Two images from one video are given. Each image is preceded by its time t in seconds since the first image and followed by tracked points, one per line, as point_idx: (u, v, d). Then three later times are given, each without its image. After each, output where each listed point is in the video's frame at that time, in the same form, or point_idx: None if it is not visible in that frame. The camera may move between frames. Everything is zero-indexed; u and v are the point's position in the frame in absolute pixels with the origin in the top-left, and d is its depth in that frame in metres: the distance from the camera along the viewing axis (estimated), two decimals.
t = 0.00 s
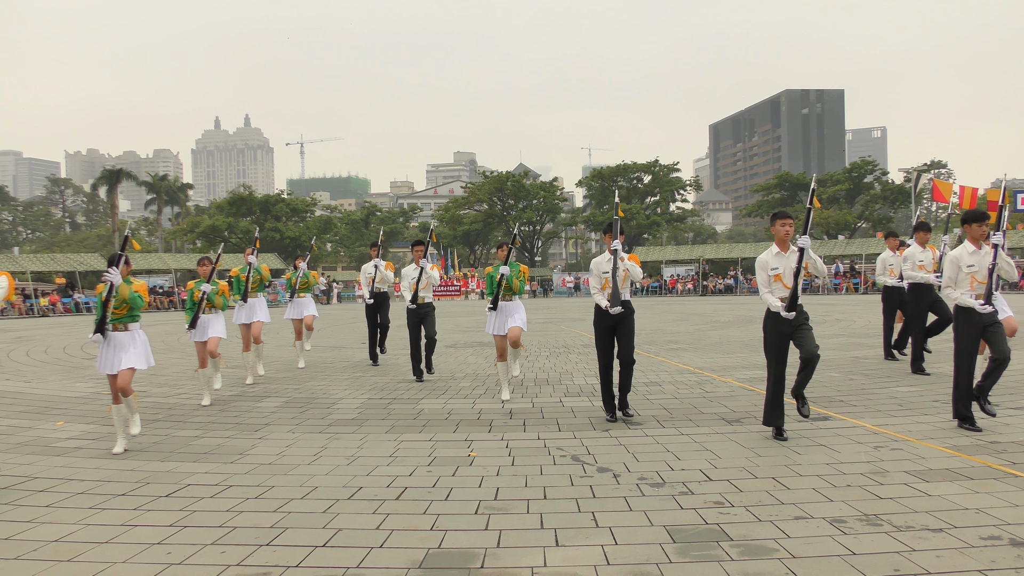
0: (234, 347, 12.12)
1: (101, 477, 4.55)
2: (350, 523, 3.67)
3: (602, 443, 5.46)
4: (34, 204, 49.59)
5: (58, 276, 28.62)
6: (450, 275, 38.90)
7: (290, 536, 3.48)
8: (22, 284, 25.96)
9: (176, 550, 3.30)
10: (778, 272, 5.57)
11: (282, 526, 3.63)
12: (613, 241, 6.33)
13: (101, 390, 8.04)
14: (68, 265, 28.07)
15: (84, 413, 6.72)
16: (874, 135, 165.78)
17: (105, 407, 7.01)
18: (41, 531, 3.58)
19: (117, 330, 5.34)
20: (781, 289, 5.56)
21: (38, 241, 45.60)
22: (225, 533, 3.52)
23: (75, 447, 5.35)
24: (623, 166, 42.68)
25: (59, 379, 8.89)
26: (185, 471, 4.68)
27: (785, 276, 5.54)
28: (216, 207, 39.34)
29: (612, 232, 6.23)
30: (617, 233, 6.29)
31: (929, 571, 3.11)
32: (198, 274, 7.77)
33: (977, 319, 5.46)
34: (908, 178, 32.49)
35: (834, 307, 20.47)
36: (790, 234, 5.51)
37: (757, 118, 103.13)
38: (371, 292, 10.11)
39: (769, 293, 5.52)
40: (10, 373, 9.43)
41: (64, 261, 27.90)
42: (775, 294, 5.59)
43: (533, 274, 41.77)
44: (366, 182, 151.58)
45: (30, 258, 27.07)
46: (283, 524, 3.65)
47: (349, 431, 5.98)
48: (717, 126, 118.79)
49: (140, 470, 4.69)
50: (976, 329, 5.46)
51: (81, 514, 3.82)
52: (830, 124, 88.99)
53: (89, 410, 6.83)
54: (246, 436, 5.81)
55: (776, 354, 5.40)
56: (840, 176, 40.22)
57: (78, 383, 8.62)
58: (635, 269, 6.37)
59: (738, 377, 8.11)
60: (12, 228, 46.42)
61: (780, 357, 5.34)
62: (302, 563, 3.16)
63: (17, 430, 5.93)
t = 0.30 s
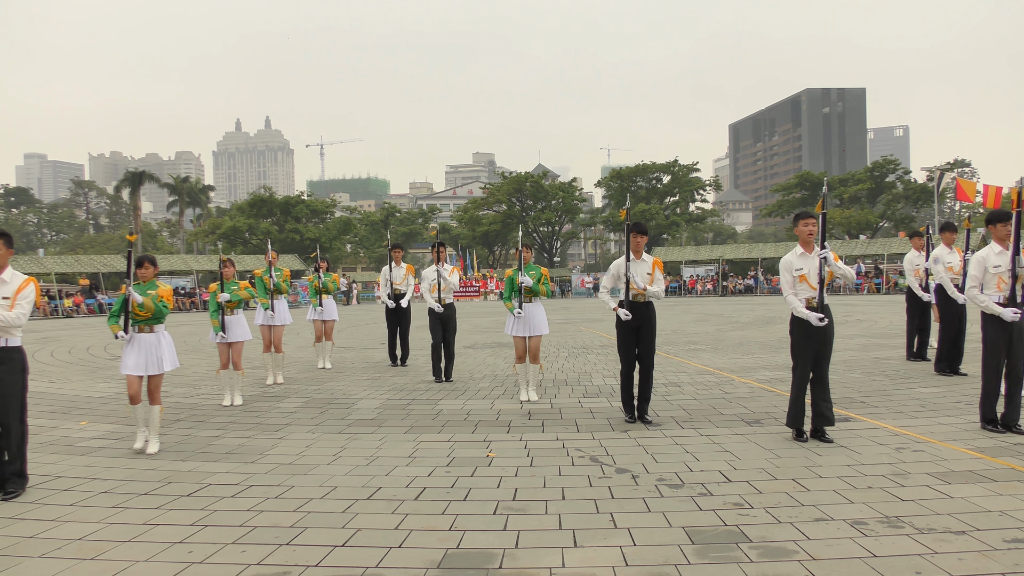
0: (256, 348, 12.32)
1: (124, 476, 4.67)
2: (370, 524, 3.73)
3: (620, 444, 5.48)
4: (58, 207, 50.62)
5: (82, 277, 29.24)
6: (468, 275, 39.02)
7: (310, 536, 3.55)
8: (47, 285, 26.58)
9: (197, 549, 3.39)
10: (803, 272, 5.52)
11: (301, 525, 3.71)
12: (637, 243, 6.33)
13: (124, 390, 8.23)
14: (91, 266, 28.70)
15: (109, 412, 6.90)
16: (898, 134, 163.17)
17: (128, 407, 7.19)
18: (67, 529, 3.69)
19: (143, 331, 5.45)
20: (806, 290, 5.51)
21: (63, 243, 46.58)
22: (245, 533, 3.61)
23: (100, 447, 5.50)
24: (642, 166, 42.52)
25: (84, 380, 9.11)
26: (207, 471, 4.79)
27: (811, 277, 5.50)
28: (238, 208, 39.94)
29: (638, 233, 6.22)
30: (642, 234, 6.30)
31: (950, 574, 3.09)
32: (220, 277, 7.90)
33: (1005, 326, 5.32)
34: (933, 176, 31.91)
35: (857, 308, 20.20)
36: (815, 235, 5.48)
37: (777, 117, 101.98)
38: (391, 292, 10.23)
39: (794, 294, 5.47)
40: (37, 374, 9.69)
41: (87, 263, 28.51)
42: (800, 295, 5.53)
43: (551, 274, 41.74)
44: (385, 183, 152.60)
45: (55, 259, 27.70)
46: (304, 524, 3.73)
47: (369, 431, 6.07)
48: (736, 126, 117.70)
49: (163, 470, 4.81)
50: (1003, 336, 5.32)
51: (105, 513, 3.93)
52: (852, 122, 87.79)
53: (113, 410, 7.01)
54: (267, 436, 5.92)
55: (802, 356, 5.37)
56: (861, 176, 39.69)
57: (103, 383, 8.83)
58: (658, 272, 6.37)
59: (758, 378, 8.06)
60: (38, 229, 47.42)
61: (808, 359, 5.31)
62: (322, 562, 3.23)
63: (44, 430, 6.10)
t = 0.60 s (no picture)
0: (275, 348, 12.50)
1: (144, 474, 4.79)
2: (387, 523, 3.79)
3: (637, 444, 5.49)
4: (81, 208, 51.60)
5: (104, 277, 29.82)
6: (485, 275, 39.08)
7: (328, 535, 3.62)
8: (70, 285, 27.16)
9: (216, 547, 3.47)
10: (826, 273, 5.50)
11: (319, 524, 3.78)
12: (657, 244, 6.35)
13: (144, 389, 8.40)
14: (112, 266, 29.36)
15: (130, 411, 7.05)
16: (921, 130, 160.50)
17: (149, 406, 7.34)
18: (89, 527, 3.79)
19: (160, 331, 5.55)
20: (826, 291, 5.52)
21: (85, 243, 47.46)
22: (263, 531, 3.68)
23: (121, 445, 5.63)
24: (660, 165, 42.29)
25: (105, 379, 9.31)
26: (226, 470, 4.89)
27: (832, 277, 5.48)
28: (257, 209, 40.42)
29: (659, 232, 6.23)
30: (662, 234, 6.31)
31: None
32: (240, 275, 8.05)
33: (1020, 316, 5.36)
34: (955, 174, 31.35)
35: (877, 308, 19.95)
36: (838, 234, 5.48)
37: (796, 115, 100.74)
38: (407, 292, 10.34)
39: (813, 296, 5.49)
40: (60, 373, 9.92)
41: (109, 263, 29.14)
42: (819, 296, 5.55)
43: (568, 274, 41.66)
44: (402, 183, 153.40)
45: (77, 260, 28.35)
46: (321, 523, 3.79)
47: (387, 430, 6.15)
48: (754, 124, 116.54)
49: (183, 469, 4.92)
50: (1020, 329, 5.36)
51: (126, 510, 4.03)
52: (872, 119, 86.57)
53: (133, 409, 7.16)
54: (285, 435, 6.02)
55: (827, 356, 5.32)
56: (881, 174, 39.14)
57: (124, 382, 9.03)
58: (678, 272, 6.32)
59: (776, 378, 8.01)
60: (60, 230, 48.28)
61: (835, 359, 5.26)
62: (340, 561, 3.29)
63: (66, 428, 6.26)
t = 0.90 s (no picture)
0: (293, 350, 12.67)
1: (165, 476, 4.90)
2: (404, 524, 3.85)
3: (655, 446, 5.50)
4: (103, 212, 52.57)
5: (125, 280, 30.38)
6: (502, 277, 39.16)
7: (346, 536, 3.69)
8: (92, 288, 27.69)
9: (235, 547, 3.55)
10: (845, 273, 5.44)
11: (337, 525, 3.85)
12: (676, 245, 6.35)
13: (164, 391, 8.57)
14: (133, 269, 29.93)
15: (150, 413, 7.20)
16: (944, 129, 157.99)
17: (169, 408, 7.50)
18: (110, 527, 3.88)
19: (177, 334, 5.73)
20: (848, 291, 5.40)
21: (107, 247, 48.33)
22: (282, 532, 3.76)
23: (140, 447, 5.76)
24: (678, 166, 42.05)
25: (126, 381, 9.51)
26: (245, 471, 4.99)
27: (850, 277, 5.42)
28: (276, 212, 40.93)
29: (676, 234, 6.23)
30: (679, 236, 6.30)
31: None
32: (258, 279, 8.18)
33: None
34: (978, 174, 30.82)
35: (899, 309, 19.65)
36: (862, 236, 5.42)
37: (816, 116, 99.58)
38: (423, 295, 10.43)
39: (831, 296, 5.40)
40: (82, 375, 10.15)
41: (130, 266, 29.69)
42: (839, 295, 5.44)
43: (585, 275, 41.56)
44: (419, 185, 154.18)
45: (99, 263, 28.95)
46: (338, 524, 3.87)
47: (404, 432, 6.21)
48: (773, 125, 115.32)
49: (202, 470, 5.03)
50: None
51: (145, 512, 4.13)
52: (894, 118, 85.33)
53: (153, 411, 7.31)
54: (303, 437, 6.11)
55: (845, 359, 5.31)
56: (902, 174, 38.57)
57: (144, 384, 9.21)
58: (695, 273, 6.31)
59: (795, 380, 7.94)
60: (83, 233, 49.21)
61: (852, 363, 5.24)
62: (357, 562, 3.35)
63: (88, 429, 6.43)
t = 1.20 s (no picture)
0: (308, 352, 12.80)
1: (181, 476, 5.00)
2: (418, 525, 3.90)
3: (669, 448, 5.50)
4: (121, 215, 53.35)
5: (143, 282, 30.83)
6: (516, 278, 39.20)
7: (360, 537, 3.74)
8: (110, 290, 28.12)
9: (250, 548, 3.62)
10: (860, 272, 5.37)
11: (351, 526, 3.90)
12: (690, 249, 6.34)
13: (180, 393, 8.71)
14: (150, 272, 30.27)
15: (167, 415, 7.33)
16: (962, 128, 155.57)
17: (185, 409, 7.62)
18: (126, 527, 3.96)
19: (193, 335, 5.79)
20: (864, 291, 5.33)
21: (125, 249, 49.07)
22: (296, 533, 3.82)
23: (157, 448, 5.88)
24: (692, 168, 41.86)
25: (143, 382, 9.68)
26: (260, 472, 5.07)
27: (866, 277, 5.34)
28: (291, 214, 41.32)
29: (690, 236, 6.22)
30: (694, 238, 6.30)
31: None
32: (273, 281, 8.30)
33: None
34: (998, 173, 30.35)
35: (917, 310, 19.39)
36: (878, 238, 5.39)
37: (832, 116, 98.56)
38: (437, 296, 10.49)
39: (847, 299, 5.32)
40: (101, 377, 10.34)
41: (147, 268, 30.02)
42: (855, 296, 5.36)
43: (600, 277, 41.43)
44: (434, 187, 154.73)
45: (117, 265, 29.33)
46: (353, 525, 3.92)
47: (417, 434, 6.27)
48: (788, 125, 114.28)
49: (218, 471, 5.12)
50: None
51: (162, 512, 4.22)
52: (912, 118, 84.23)
53: (170, 413, 7.44)
54: (318, 438, 6.20)
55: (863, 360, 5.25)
56: (918, 175, 38.09)
57: (161, 385, 9.37)
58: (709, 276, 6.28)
59: (810, 382, 7.89)
60: (101, 236, 49.99)
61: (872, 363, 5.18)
62: (370, 563, 3.39)
63: (106, 431, 6.56)
